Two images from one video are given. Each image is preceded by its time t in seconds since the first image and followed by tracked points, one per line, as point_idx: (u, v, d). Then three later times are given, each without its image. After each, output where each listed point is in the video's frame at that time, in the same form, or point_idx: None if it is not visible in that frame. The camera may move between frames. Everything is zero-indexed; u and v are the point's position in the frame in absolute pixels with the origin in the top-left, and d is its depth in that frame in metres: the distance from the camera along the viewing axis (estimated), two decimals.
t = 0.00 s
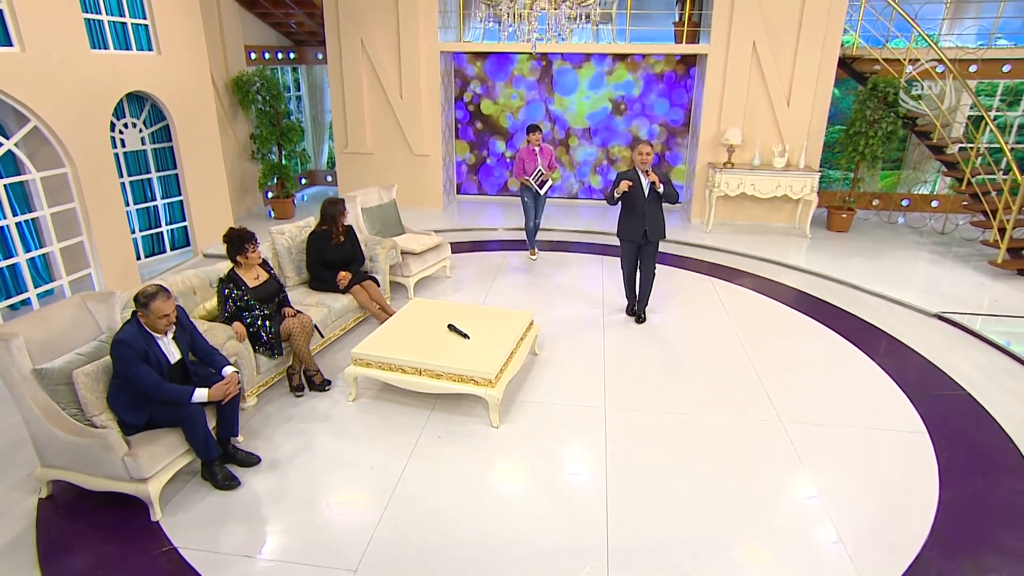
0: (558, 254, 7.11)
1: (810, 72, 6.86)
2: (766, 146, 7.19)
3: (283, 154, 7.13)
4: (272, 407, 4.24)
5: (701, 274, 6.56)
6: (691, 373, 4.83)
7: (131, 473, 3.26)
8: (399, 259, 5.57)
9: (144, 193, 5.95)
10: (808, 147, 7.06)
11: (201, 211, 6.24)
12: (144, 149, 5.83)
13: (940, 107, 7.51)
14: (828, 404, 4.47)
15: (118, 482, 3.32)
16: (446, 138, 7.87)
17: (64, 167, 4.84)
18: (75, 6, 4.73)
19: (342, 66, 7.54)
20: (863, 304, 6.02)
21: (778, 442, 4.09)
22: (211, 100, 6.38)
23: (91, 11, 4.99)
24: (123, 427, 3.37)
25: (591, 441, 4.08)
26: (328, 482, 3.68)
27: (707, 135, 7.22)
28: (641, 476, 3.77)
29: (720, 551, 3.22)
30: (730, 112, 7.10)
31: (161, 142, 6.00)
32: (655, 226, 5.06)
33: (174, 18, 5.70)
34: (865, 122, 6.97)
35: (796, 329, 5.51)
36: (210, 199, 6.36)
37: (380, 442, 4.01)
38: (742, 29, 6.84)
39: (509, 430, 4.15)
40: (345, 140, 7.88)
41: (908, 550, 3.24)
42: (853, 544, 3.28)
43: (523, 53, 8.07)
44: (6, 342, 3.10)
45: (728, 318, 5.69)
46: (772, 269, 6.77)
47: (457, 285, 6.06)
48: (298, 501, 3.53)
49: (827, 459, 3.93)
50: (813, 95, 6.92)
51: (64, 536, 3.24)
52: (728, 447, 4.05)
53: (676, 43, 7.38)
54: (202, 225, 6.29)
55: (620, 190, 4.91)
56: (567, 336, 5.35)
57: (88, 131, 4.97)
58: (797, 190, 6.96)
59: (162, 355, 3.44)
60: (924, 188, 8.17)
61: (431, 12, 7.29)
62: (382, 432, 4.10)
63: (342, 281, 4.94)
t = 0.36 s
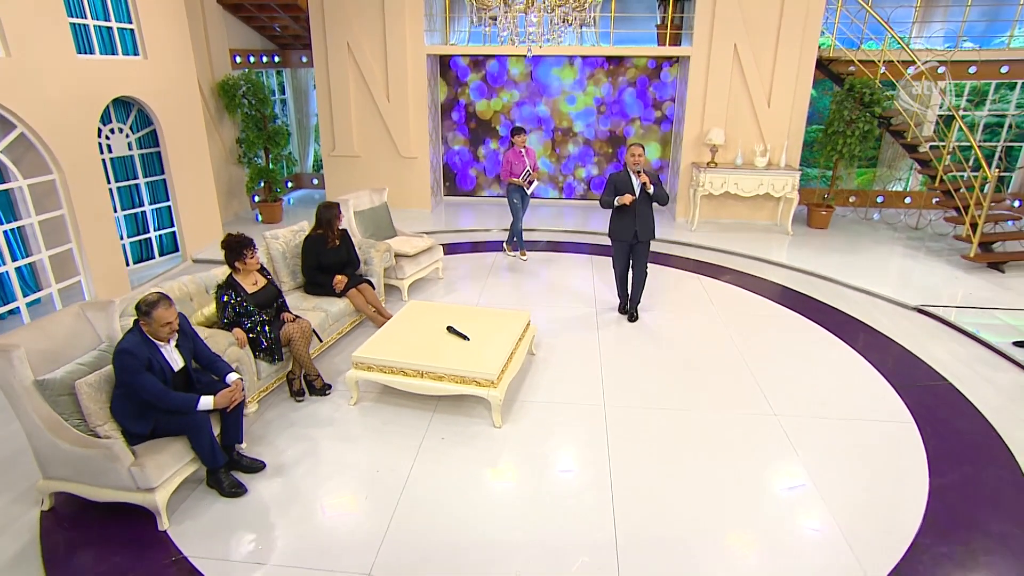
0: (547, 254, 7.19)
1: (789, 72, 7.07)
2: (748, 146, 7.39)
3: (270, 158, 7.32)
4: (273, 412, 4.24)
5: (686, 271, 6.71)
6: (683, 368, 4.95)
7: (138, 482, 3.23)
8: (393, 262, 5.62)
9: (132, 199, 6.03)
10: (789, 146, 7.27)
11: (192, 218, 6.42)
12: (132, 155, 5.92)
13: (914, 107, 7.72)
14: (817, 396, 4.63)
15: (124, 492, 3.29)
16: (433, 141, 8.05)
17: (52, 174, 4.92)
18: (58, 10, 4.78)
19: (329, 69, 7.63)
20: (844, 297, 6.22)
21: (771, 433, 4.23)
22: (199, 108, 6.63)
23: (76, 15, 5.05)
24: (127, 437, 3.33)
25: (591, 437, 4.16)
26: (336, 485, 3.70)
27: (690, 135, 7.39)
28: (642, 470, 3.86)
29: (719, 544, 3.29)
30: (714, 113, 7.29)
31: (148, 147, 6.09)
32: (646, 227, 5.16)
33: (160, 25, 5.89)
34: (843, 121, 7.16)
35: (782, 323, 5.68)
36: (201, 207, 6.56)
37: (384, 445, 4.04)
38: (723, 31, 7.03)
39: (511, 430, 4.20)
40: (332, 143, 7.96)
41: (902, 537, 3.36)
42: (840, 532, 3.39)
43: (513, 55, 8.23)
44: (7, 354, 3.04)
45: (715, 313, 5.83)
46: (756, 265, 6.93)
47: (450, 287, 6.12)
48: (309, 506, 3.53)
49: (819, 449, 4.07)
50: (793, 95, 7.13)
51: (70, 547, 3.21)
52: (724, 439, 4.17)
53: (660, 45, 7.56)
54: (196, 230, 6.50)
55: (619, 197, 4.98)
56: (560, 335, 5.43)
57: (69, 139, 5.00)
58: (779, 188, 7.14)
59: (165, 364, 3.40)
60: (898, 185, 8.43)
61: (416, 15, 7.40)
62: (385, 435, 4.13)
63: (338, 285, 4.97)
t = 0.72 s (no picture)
0: (537, 254, 7.24)
1: (772, 70, 7.26)
2: (733, 145, 7.57)
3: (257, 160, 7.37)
4: (275, 417, 4.24)
5: (673, 268, 6.83)
6: (678, 364, 5.05)
7: (145, 491, 3.20)
8: (388, 264, 5.64)
9: (119, 204, 6.00)
10: (772, 144, 7.49)
11: (181, 223, 6.48)
12: (118, 159, 5.87)
13: (891, 107, 7.92)
14: (808, 388, 4.76)
15: (130, 501, 3.26)
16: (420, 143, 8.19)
17: (40, 179, 4.89)
18: (45, 12, 4.80)
19: (316, 71, 7.73)
20: (828, 292, 6.38)
21: (766, 425, 4.34)
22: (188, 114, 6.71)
23: (62, 19, 5.04)
24: (132, 445, 3.30)
25: (591, 433, 4.23)
26: (343, 488, 3.70)
27: (676, 135, 7.56)
28: (643, 465, 3.94)
29: (711, 540, 3.34)
30: (699, 112, 7.45)
31: (134, 151, 6.05)
32: (637, 226, 5.21)
33: (146, 32, 5.92)
34: (824, 120, 7.33)
35: (770, 318, 5.82)
36: (190, 215, 6.64)
37: (387, 447, 4.05)
38: (707, 31, 7.19)
39: (513, 429, 4.25)
40: (320, 145, 8.06)
41: (900, 524, 3.47)
42: (838, 520, 3.50)
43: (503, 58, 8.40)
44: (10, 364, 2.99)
45: (706, 310, 5.96)
46: (741, 261, 7.07)
47: (443, 288, 6.15)
48: (318, 510, 3.53)
49: (813, 440, 4.19)
50: (774, 95, 7.32)
51: (76, 557, 3.18)
52: (721, 432, 4.27)
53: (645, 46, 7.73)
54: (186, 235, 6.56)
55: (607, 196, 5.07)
56: (555, 334, 5.49)
57: (59, 144, 5.02)
58: (763, 186, 7.29)
59: (169, 370, 3.37)
60: (876, 181, 8.64)
61: (402, 18, 7.48)
62: (388, 437, 4.14)
63: (335, 288, 4.97)
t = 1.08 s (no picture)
0: (528, 254, 7.31)
1: (755, 69, 7.41)
2: (718, 143, 7.72)
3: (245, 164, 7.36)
4: (276, 421, 4.24)
5: (662, 265, 6.95)
6: (671, 360, 5.15)
7: (152, 498, 3.18)
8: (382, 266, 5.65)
9: (105, 209, 5.98)
10: (756, 143, 7.66)
11: (169, 228, 6.50)
12: (104, 163, 5.86)
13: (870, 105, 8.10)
14: (798, 380, 4.89)
15: (137, 509, 3.23)
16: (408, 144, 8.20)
17: (25, 185, 4.85)
18: (30, 15, 4.75)
19: (303, 72, 7.73)
20: (813, 286, 6.54)
21: (760, 418, 4.45)
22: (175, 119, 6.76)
23: (46, 21, 5.00)
24: (138, 453, 3.27)
25: (591, 430, 4.29)
26: (350, 491, 3.71)
27: (662, 135, 7.69)
28: (645, 460, 4.01)
29: (714, 532, 3.42)
30: (683, 112, 7.60)
31: (120, 156, 6.04)
32: (634, 227, 5.29)
33: (132, 34, 5.90)
34: (806, 119, 7.50)
35: (758, 314, 5.95)
36: (177, 219, 6.63)
37: (391, 448, 4.07)
38: (691, 32, 7.33)
39: (515, 428, 4.29)
40: (307, 147, 8.05)
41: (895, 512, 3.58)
42: (836, 509, 3.60)
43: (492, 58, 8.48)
44: (14, 375, 2.94)
45: (696, 306, 6.07)
46: (728, 257, 7.21)
47: (437, 289, 6.18)
48: (326, 513, 3.53)
49: (806, 432, 4.30)
50: (757, 94, 7.49)
51: (82, 566, 3.15)
52: (718, 426, 4.36)
53: (629, 46, 7.85)
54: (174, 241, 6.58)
55: (598, 195, 5.14)
56: (550, 333, 5.56)
57: (45, 148, 4.97)
58: (748, 184, 7.44)
59: (174, 377, 3.35)
60: (855, 177, 8.87)
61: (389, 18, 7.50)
62: (392, 438, 4.16)
63: (331, 291, 4.97)
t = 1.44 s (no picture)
0: (518, 254, 7.36)
1: (738, 69, 7.56)
2: (701, 142, 7.86)
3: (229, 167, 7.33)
4: (276, 425, 4.23)
5: (650, 263, 7.05)
6: (664, 356, 5.24)
7: (159, 506, 3.15)
8: (375, 268, 5.65)
9: (90, 214, 5.87)
10: (739, 141, 7.81)
11: (156, 234, 6.45)
12: (87, 168, 5.74)
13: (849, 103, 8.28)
14: (788, 373, 5.01)
15: (142, 517, 3.20)
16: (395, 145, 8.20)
17: (10, 191, 4.78)
18: (12, 17, 4.68)
19: (288, 73, 7.72)
20: (798, 281, 6.69)
21: (753, 410, 4.56)
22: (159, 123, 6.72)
23: (27, 22, 4.91)
24: (141, 461, 3.24)
25: (590, 426, 4.36)
26: (356, 493, 3.71)
27: (647, 134, 7.81)
28: (644, 454, 4.09)
29: (714, 522, 3.50)
30: (667, 111, 7.73)
31: (104, 160, 5.91)
32: (633, 228, 5.37)
33: (113, 33, 5.79)
34: (787, 117, 7.66)
35: (745, 309, 6.07)
36: (162, 223, 6.55)
37: (393, 449, 4.08)
38: (674, 33, 7.46)
39: (515, 426, 4.33)
40: (292, 150, 8.04)
41: (888, 498, 3.70)
42: (832, 497, 3.71)
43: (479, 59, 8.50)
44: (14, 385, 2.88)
45: (685, 303, 6.18)
46: (714, 254, 7.34)
47: (430, 290, 6.20)
48: (332, 515, 3.54)
49: (799, 423, 4.42)
50: (739, 93, 7.64)
51: None
52: (713, 419, 4.45)
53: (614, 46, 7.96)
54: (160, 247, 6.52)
55: (600, 198, 5.16)
56: (544, 332, 5.62)
57: (30, 152, 4.89)
58: (732, 182, 7.58)
59: (177, 384, 3.32)
60: (835, 174, 9.06)
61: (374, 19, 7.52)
62: (394, 440, 4.18)
63: (326, 294, 4.96)
